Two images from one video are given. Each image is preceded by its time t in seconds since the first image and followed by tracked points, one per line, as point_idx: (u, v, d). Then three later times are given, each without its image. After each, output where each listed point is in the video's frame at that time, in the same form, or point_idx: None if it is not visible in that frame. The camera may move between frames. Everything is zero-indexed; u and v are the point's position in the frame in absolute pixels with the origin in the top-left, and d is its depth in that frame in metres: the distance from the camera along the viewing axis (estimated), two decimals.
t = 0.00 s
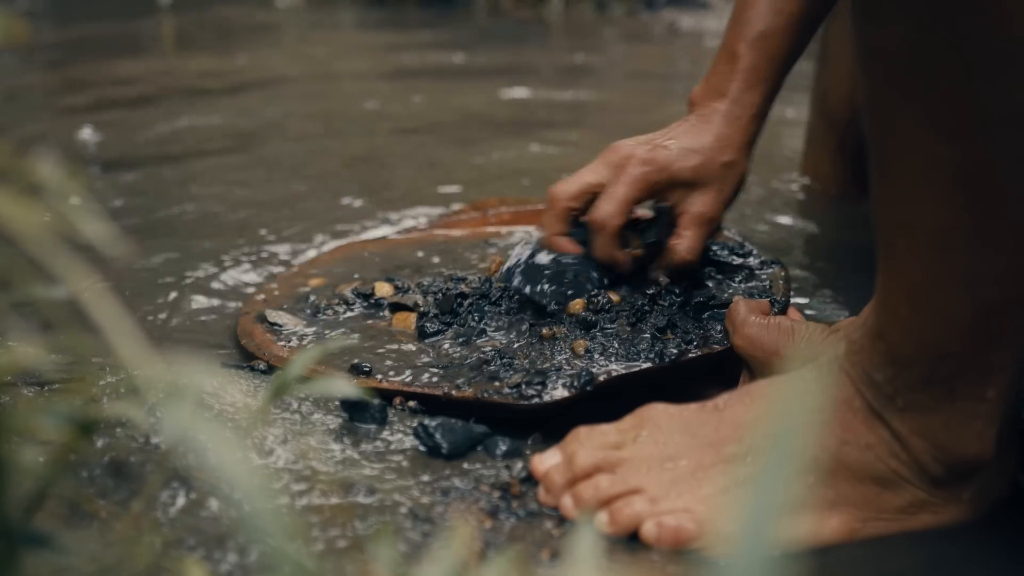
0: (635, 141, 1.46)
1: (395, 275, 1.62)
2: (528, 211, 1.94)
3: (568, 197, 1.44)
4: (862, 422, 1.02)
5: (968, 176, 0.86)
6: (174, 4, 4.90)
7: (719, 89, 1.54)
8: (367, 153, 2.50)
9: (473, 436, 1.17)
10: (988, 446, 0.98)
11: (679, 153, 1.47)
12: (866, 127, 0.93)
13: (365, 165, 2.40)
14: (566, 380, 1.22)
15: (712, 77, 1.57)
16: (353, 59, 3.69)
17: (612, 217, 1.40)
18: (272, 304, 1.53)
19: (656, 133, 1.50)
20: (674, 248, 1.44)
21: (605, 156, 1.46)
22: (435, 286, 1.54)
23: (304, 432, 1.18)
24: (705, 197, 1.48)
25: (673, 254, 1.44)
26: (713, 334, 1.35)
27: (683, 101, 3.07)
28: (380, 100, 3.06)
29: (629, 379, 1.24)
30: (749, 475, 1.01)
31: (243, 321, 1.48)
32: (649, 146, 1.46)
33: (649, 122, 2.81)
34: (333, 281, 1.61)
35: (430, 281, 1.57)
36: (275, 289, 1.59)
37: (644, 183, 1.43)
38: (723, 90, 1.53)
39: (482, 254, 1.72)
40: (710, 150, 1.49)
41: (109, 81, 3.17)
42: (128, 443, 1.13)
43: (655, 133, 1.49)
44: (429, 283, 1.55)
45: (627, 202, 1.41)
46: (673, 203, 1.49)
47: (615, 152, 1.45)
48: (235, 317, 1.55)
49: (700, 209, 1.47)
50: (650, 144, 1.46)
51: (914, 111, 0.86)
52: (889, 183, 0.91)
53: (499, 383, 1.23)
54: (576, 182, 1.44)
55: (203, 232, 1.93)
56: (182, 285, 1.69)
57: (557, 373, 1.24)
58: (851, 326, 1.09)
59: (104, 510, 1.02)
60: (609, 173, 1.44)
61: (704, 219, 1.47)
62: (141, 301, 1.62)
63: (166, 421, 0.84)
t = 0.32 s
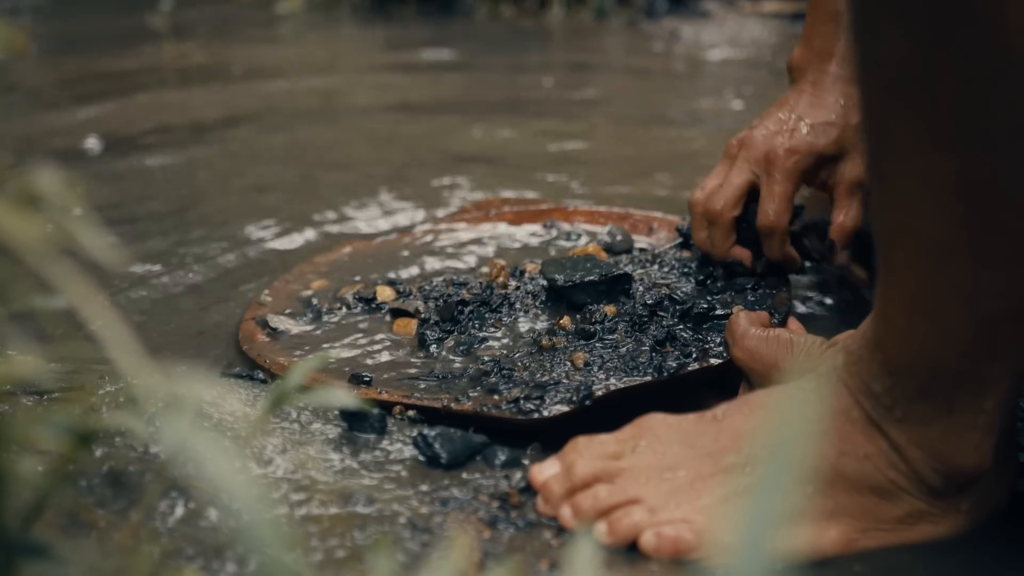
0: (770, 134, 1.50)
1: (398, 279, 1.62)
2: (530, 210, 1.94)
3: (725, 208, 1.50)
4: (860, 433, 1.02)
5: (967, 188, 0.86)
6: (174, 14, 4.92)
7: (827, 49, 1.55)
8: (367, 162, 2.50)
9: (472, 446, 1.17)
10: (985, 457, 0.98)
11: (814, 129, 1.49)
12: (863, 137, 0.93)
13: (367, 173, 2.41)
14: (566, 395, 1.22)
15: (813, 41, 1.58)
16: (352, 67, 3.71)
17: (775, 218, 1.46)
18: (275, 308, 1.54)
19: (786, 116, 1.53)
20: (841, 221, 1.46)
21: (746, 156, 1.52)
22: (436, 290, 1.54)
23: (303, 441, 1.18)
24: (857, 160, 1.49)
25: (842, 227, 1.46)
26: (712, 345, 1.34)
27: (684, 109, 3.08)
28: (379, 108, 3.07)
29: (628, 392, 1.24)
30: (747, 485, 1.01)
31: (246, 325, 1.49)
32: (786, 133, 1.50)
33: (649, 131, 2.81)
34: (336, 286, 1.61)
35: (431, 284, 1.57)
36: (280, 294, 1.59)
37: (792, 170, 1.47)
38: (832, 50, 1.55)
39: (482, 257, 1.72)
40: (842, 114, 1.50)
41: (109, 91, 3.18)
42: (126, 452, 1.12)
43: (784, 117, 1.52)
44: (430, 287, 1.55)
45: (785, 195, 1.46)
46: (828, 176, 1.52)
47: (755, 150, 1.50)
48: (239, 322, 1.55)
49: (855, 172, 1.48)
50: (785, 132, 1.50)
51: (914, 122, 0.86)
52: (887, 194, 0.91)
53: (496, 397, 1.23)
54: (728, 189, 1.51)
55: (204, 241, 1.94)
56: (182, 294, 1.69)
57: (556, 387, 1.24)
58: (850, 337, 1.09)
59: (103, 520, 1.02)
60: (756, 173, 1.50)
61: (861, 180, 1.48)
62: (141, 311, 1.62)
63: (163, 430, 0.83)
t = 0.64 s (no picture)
0: (661, 124, 1.53)
1: (396, 284, 1.62)
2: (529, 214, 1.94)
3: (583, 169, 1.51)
4: (858, 437, 1.02)
5: (963, 192, 0.86)
6: (173, 20, 4.93)
7: (747, 53, 1.57)
8: (366, 168, 2.51)
9: (471, 451, 1.17)
10: (983, 461, 0.98)
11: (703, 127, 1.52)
12: (859, 139, 0.93)
13: (366, 179, 2.41)
14: (565, 401, 1.22)
15: (739, 46, 1.60)
16: (351, 72, 3.72)
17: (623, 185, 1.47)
18: (273, 313, 1.54)
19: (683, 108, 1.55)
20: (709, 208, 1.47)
21: (634, 136, 1.53)
22: (434, 294, 1.54)
23: (302, 447, 1.18)
24: (740, 160, 1.50)
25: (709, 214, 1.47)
26: (710, 350, 1.34)
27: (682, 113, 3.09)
28: (378, 114, 3.07)
29: (626, 397, 1.24)
30: (745, 489, 1.01)
31: (244, 330, 1.49)
32: (673, 122, 1.52)
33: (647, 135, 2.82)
34: (334, 290, 1.61)
35: (429, 289, 1.57)
36: (277, 299, 1.60)
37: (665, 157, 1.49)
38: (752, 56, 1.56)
39: (481, 262, 1.72)
40: (736, 115, 1.52)
41: (108, 98, 3.18)
42: (125, 458, 1.12)
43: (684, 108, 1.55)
44: (428, 292, 1.55)
45: (637, 175, 1.47)
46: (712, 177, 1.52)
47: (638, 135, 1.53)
48: (237, 328, 1.56)
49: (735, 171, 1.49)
50: (674, 124, 1.52)
51: (911, 125, 0.86)
52: (884, 197, 0.91)
53: (493, 403, 1.23)
54: (593, 159, 1.52)
55: (202, 246, 1.94)
56: (181, 299, 1.69)
57: (555, 393, 1.24)
58: (848, 342, 1.09)
59: (102, 525, 1.02)
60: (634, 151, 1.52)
61: (742, 181, 1.48)
62: (140, 317, 1.62)
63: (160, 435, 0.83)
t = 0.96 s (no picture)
0: (633, 196, 1.45)
1: (396, 289, 1.62)
2: (530, 221, 1.94)
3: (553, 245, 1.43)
4: (855, 440, 1.02)
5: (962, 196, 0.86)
6: (171, 24, 4.93)
7: (730, 120, 1.55)
8: (366, 172, 2.51)
9: (469, 453, 1.17)
10: (979, 465, 0.99)
11: (676, 204, 1.45)
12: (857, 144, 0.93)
13: (365, 183, 2.42)
14: (560, 402, 1.22)
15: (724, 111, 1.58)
16: (349, 77, 3.72)
17: (593, 265, 1.39)
18: (272, 318, 1.54)
19: (658, 180, 1.49)
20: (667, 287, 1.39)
21: (604, 211, 1.45)
22: (433, 299, 1.54)
23: (300, 449, 1.18)
24: (711, 236, 1.43)
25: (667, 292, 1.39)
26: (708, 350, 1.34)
27: (680, 117, 3.09)
28: (378, 118, 3.08)
29: (624, 399, 1.24)
30: (742, 492, 1.01)
31: (244, 334, 1.49)
32: (648, 195, 1.45)
33: (646, 139, 2.82)
34: (335, 295, 1.61)
35: (428, 294, 1.57)
36: (277, 304, 1.59)
37: (634, 233, 1.41)
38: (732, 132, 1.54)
39: (482, 267, 1.72)
40: (713, 191, 1.47)
41: (107, 102, 3.19)
42: (123, 460, 1.12)
43: (655, 181, 1.49)
44: (428, 296, 1.55)
45: (612, 255, 1.40)
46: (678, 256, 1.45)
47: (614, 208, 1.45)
48: (235, 332, 1.55)
49: (702, 249, 1.42)
50: (647, 197, 1.45)
51: (909, 129, 0.86)
52: (882, 202, 0.91)
53: (490, 404, 1.23)
54: (573, 238, 1.43)
55: (201, 250, 1.94)
56: (180, 303, 1.69)
57: (551, 394, 1.24)
58: (847, 343, 1.09)
59: (100, 529, 1.02)
60: (605, 227, 1.44)
61: (708, 259, 1.41)
62: (138, 321, 1.62)
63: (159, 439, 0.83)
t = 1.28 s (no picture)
0: (721, 215, 1.41)
1: (396, 296, 1.62)
2: (529, 230, 1.94)
3: (652, 272, 1.39)
4: (851, 446, 1.02)
5: (960, 205, 0.86)
6: (168, 28, 4.93)
7: (805, 132, 1.50)
8: (363, 176, 2.51)
9: (465, 459, 1.17)
10: (974, 472, 0.99)
11: (772, 220, 1.41)
12: (857, 153, 0.93)
13: (363, 187, 2.42)
14: (557, 409, 1.22)
15: (793, 123, 1.53)
16: (347, 81, 3.73)
17: (701, 288, 1.35)
18: (270, 323, 1.54)
19: (742, 199, 1.44)
20: (770, 305, 1.38)
21: (694, 232, 1.41)
22: (433, 306, 1.54)
23: (296, 454, 1.18)
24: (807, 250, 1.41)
25: (769, 310, 1.38)
26: (705, 359, 1.34)
27: (678, 122, 3.10)
28: (375, 121, 3.08)
29: (620, 406, 1.24)
30: (738, 498, 1.01)
31: (242, 339, 1.50)
32: (740, 216, 1.41)
33: (644, 144, 2.83)
34: (333, 301, 1.61)
35: (427, 301, 1.57)
36: (275, 309, 1.59)
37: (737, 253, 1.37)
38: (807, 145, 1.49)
39: (480, 274, 1.72)
40: (804, 205, 1.44)
41: (103, 106, 3.19)
42: (119, 464, 1.12)
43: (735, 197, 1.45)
44: (427, 303, 1.56)
45: (720, 275, 1.36)
46: (775, 270, 1.42)
47: (705, 230, 1.40)
48: (232, 337, 1.56)
49: (803, 264, 1.40)
50: (739, 216, 1.41)
51: (909, 139, 0.86)
52: (881, 211, 0.91)
53: (486, 411, 1.23)
54: (665, 258, 1.39)
55: (198, 255, 1.94)
56: (177, 308, 1.69)
57: (548, 401, 1.24)
58: (844, 351, 1.09)
59: (95, 533, 1.02)
60: (699, 248, 1.40)
61: (806, 274, 1.40)
62: (135, 325, 1.62)
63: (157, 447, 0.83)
